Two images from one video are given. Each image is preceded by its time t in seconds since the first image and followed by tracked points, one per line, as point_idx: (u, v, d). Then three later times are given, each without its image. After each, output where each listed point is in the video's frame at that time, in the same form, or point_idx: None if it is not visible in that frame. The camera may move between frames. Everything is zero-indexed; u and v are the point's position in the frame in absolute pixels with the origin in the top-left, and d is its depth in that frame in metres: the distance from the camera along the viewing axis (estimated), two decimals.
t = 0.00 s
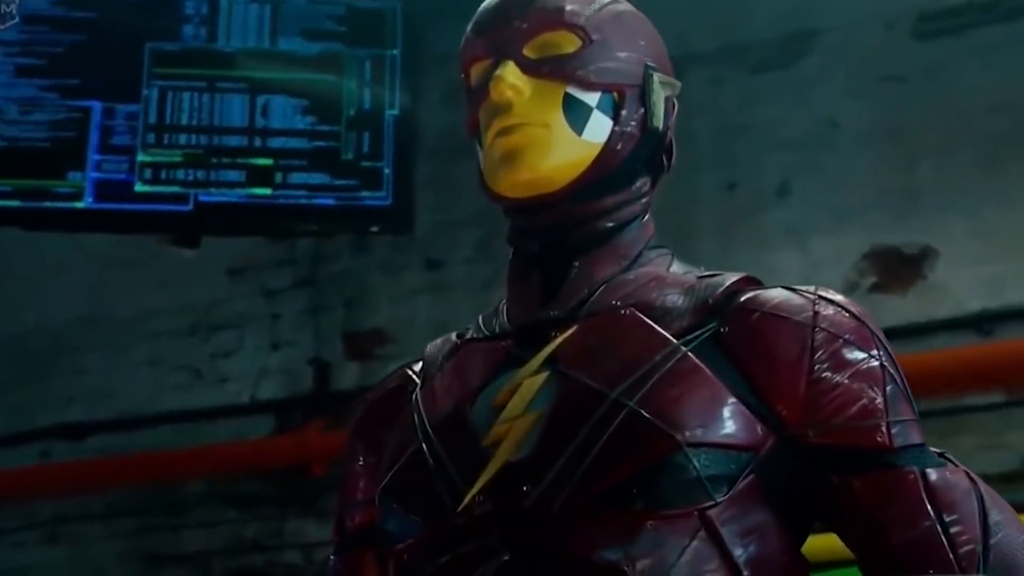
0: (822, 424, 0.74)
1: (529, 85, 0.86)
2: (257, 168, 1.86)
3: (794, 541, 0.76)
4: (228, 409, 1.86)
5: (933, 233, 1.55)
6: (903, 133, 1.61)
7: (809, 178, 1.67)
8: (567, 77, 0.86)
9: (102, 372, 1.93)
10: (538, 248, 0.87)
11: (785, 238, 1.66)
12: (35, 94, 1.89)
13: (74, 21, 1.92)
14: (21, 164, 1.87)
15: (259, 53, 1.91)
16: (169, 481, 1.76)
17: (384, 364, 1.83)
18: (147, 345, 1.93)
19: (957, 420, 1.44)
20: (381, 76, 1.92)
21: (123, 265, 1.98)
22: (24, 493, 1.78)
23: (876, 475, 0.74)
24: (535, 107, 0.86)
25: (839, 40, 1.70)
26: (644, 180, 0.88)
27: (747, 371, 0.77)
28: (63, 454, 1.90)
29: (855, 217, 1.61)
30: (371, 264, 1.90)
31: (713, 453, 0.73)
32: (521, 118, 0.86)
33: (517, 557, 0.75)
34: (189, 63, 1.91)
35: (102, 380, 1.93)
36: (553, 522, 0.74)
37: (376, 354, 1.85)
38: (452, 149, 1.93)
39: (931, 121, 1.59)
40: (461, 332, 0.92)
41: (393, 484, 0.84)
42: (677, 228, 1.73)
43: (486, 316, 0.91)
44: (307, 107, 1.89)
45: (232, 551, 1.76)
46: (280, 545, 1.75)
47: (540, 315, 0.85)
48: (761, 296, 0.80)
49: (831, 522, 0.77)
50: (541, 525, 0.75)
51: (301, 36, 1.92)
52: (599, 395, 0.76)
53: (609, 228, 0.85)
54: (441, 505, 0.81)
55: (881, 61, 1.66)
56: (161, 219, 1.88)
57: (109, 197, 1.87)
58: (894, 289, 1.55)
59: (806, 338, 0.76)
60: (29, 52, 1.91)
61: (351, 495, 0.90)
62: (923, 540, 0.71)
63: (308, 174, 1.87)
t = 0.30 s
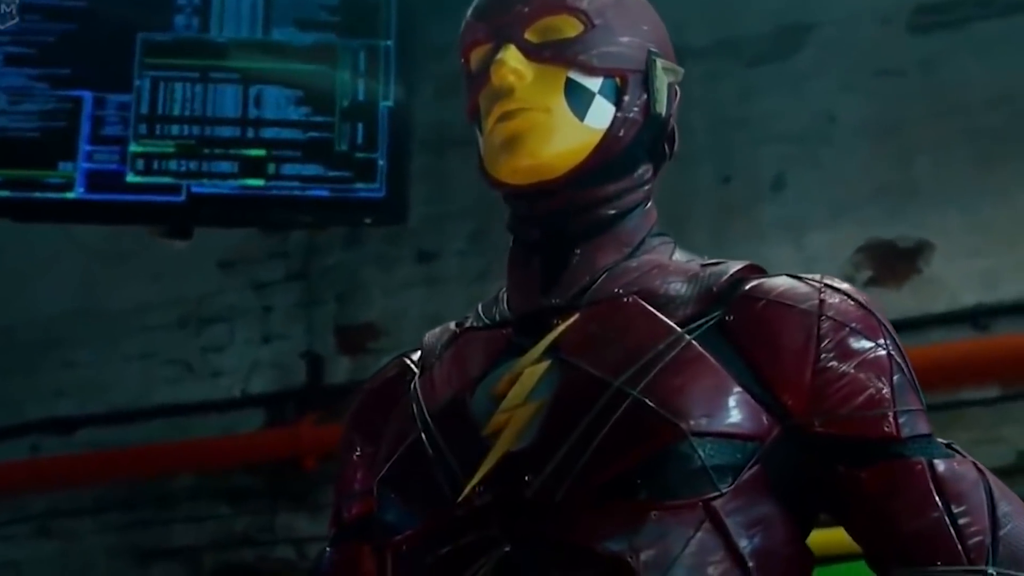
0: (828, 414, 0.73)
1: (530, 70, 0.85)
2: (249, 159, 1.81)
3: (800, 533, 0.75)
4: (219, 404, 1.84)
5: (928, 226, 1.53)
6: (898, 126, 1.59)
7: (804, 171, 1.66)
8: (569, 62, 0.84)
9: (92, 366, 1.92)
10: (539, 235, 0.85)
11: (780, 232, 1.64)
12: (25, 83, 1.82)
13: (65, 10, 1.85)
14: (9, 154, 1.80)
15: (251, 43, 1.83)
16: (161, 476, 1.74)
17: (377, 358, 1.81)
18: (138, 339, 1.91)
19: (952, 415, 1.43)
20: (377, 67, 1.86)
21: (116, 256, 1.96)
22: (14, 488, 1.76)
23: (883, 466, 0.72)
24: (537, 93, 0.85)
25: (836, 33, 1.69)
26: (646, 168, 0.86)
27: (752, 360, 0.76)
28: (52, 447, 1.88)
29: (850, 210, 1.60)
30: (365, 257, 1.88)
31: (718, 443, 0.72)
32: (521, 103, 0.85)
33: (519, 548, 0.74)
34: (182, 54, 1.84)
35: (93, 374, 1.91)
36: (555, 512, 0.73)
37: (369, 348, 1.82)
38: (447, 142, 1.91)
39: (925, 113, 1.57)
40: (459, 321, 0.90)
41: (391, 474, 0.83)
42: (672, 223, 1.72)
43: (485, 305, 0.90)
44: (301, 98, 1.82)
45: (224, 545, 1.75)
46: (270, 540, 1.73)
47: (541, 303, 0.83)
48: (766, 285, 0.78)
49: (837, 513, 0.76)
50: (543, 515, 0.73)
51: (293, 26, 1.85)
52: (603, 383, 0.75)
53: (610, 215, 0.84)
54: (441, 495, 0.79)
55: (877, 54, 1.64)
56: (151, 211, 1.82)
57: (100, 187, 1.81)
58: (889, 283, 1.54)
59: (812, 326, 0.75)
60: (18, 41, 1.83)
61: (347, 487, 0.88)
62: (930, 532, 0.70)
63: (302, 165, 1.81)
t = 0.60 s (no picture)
0: (833, 401, 0.72)
1: (528, 49, 0.83)
2: (237, 147, 1.77)
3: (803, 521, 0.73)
4: (204, 394, 1.82)
5: (919, 219, 1.46)
6: (887, 116, 1.52)
7: (794, 163, 1.58)
8: (568, 41, 0.83)
9: (77, 356, 1.89)
10: (537, 218, 0.84)
11: (769, 226, 1.57)
12: (9, 68, 1.76)
13: None
14: None
15: (239, 30, 1.79)
16: (146, 466, 1.71)
17: (363, 348, 1.77)
18: (122, 329, 1.89)
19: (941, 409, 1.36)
20: (366, 53, 1.81)
21: (103, 244, 1.94)
22: None
23: (888, 453, 0.71)
24: (535, 72, 0.83)
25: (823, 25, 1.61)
26: (646, 150, 0.85)
27: (756, 345, 0.75)
28: (35, 438, 1.86)
29: (839, 204, 1.53)
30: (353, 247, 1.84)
31: (721, 429, 0.70)
32: (520, 82, 0.83)
33: (516, 536, 0.72)
34: (170, 40, 1.79)
35: (78, 364, 1.89)
36: (554, 500, 0.71)
37: (356, 339, 1.79)
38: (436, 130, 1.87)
39: (914, 103, 1.50)
40: (455, 306, 0.89)
41: (385, 460, 0.81)
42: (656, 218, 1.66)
43: (481, 289, 0.88)
44: (289, 85, 1.78)
45: (209, 536, 1.73)
46: (254, 533, 1.71)
47: (539, 287, 0.82)
48: (769, 269, 0.77)
49: (842, 501, 0.74)
50: (542, 503, 0.72)
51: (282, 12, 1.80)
52: (602, 368, 0.73)
53: (610, 197, 0.82)
54: (437, 482, 0.78)
55: (867, 45, 1.57)
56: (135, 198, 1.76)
57: (85, 173, 1.75)
58: (879, 277, 1.47)
59: (816, 311, 0.74)
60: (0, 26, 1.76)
61: (338, 475, 0.87)
62: (936, 521, 0.69)
63: (290, 153, 1.77)
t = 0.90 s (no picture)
0: (834, 391, 0.71)
1: (527, 33, 0.82)
2: (226, 137, 1.74)
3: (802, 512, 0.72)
4: (190, 387, 1.79)
5: (908, 213, 1.45)
6: (878, 111, 1.51)
7: (784, 157, 1.56)
8: (566, 26, 0.82)
9: (63, 348, 1.87)
10: (534, 205, 0.82)
11: (758, 219, 1.56)
12: None
13: None
14: None
15: (228, 19, 1.78)
16: (132, 459, 1.70)
17: (350, 341, 1.76)
18: (108, 321, 1.87)
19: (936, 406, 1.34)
20: (355, 44, 1.79)
21: (89, 234, 1.92)
22: None
23: (890, 443, 0.70)
24: (533, 56, 0.82)
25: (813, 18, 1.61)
26: (644, 136, 0.84)
27: (756, 333, 0.74)
28: (19, 430, 1.84)
29: (829, 198, 1.51)
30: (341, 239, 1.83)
31: (721, 418, 0.69)
32: (518, 67, 0.82)
33: (510, 527, 0.71)
34: (156, 28, 1.77)
35: (63, 356, 1.87)
36: (551, 490, 0.70)
37: (343, 332, 1.77)
38: (425, 122, 1.84)
39: (906, 99, 1.49)
40: (449, 294, 0.88)
41: (378, 450, 0.80)
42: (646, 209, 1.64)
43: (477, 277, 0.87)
44: (278, 75, 1.76)
45: (194, 531, 1.71)
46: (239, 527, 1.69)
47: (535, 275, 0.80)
48: (769, 257, 0.76)
49: (842, 492, 0.73)
50: (538, 493, 0.71)
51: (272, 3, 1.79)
52: (601, 356, 0.72)
53: (607, 184, 0.81)
54: (430, 472, 0.76)
55: (859, 38, 1.56)
56: (121, 188, 1.73)
57: (73, 163, 1.73)
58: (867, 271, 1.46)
59: (818, 300, 0.73)
60: None
61: (329, 464, 0.87)
62: (939, 512, 0.68)
63: (278, 144, 1.74)
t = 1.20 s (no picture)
0: (836, 378, 0.69)
1: (522, 13, 0.80)
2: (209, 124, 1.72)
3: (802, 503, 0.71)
4: (171, 377, 1.76)
5: (897, 210, 1.44)
6: (865, 107, 1.50)
7: (771, 152, 1.54)
8: (563, 5, 0.80)
9: (42, 339, 1.81)
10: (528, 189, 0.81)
11: (745, 214, 1.53)
12: None
13: None
14: None
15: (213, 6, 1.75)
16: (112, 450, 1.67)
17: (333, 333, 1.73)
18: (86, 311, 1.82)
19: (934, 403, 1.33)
20: (340, 33, 1.78)
21: (67, 223, 1.86)
22: None
23: (890, 432, 0.69)
24: (528, 36, 0.80)
25: (802, 12, 1.59)
26: (640, 120, 0.82)
27: (757, 320, 0.72)
28: None
29: (817, 193, 1.50)
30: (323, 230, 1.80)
31: (720, 405, 0.67)
32: (512, 47, 0.80)
33: (505, 516, 0.69)
34: (140, 15, 1.75)
35: (39, 346, 1.81)
36: (546, 478, 0.69)
37: (326, 323, 1.75)
38: (410, 113, 1.82)
39: (893, 95, 1.49)
40: (441, 281, 0.86)
41: (369, 437, 0.78)
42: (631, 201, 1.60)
43: (471, 262, 0.85)
44: (262, 62, 1.74)
45: (175, 523, 1.69)
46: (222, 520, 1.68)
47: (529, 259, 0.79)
48: (770, 242, 0.74)
49: (843, 481, 0.72)
50: (533, 481, 0.69)
51: None
52: (597, 343, 0.71)
53: (604, 167, 0.79)
54: (422, 459, 0.75)
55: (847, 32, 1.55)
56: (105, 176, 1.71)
57: (52, 149, 1.70)
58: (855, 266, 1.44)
59: (819, 286, 0.71)
60: None
61: (317, 452, 0.85)
62: (942, 502, 0.67)
63: (262, 132, 1.72)
